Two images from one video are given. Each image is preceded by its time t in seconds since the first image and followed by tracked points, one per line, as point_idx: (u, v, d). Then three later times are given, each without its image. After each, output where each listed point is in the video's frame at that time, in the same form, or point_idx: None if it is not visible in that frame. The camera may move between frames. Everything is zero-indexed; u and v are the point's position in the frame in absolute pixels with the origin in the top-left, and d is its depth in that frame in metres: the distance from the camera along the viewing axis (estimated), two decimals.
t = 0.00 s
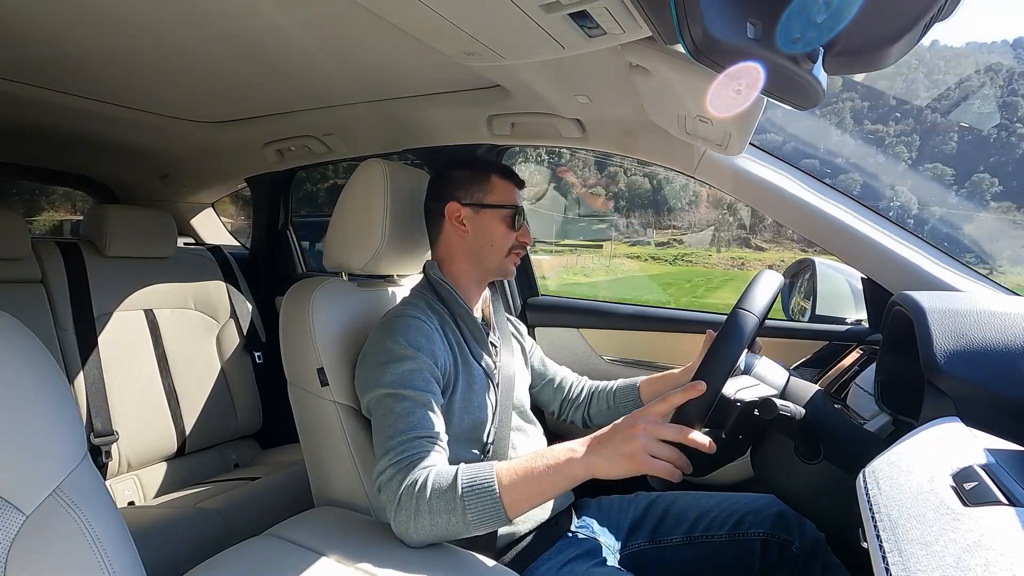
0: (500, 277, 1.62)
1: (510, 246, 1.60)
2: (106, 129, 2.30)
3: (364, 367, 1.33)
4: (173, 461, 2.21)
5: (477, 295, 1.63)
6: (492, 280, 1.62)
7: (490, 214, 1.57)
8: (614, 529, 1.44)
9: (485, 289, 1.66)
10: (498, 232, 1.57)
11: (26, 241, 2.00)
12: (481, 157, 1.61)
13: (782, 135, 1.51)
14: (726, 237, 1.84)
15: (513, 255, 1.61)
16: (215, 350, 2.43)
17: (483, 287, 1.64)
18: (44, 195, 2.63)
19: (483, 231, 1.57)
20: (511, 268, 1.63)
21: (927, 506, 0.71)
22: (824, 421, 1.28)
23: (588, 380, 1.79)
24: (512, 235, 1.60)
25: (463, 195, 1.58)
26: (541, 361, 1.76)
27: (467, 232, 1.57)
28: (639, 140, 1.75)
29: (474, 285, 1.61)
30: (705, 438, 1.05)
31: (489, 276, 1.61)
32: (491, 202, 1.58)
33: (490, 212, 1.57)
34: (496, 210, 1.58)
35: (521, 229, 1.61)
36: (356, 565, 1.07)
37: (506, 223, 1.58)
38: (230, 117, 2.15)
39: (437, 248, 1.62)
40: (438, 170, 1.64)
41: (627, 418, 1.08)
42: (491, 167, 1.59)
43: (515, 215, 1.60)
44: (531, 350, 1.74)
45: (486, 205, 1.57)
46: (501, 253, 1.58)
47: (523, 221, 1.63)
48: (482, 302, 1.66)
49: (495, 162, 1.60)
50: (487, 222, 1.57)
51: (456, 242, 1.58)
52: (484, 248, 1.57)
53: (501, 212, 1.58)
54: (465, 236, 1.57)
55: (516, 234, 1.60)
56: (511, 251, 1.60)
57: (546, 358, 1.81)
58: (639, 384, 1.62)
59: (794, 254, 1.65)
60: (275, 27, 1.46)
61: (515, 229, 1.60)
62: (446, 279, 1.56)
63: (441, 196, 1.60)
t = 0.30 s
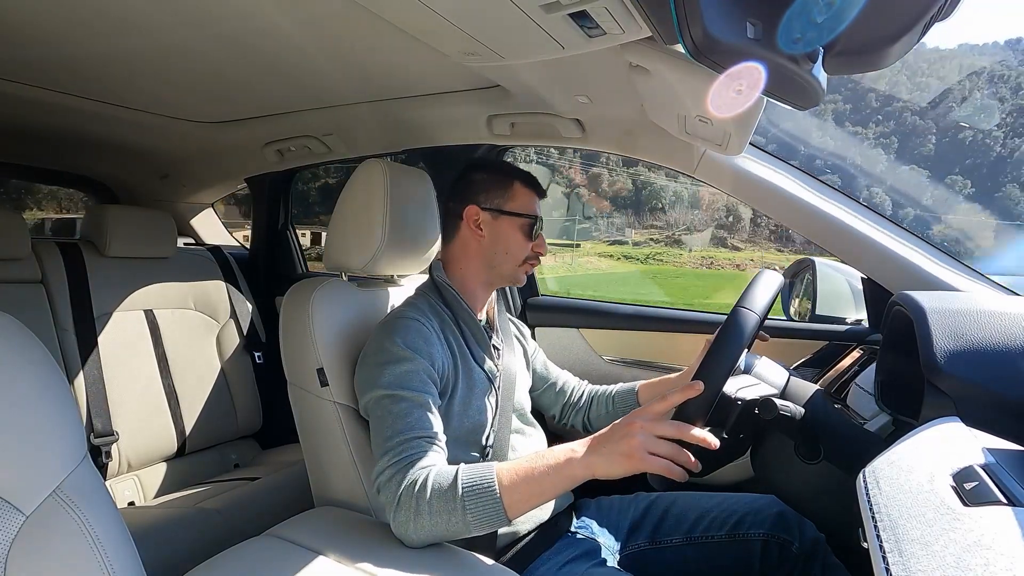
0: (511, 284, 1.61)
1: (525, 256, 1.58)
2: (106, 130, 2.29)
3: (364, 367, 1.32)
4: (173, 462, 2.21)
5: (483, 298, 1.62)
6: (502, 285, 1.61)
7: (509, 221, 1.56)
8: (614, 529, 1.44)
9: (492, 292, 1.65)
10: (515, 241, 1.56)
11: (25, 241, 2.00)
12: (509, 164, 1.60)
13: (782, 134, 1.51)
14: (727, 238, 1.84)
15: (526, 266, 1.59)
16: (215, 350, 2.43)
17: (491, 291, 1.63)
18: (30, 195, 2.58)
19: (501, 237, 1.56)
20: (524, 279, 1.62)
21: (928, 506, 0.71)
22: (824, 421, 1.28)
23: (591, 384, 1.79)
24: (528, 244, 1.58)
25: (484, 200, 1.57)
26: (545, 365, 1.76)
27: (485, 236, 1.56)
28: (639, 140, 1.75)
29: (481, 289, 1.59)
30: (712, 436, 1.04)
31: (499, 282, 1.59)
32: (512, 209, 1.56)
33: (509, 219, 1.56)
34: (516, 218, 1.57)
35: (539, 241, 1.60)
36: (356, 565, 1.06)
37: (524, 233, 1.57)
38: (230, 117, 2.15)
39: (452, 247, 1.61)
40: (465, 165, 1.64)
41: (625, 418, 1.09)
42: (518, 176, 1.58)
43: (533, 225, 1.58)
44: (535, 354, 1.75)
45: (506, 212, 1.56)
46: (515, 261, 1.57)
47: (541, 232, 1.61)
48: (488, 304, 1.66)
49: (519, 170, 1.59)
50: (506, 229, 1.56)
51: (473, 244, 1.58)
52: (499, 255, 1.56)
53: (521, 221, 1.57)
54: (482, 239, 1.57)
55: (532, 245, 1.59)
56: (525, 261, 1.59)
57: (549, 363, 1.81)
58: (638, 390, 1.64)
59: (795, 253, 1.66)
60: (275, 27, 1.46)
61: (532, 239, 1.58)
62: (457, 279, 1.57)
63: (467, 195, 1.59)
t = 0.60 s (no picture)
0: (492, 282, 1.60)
1: (492, 252, 1.56)
2: (106, 130, 2.30)
3: (363, 367, 1.32)
4: (173, 462, 2.21)
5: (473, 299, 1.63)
6: (485, 286, 1.60)
7: (469, 218, 1.55)
8: (614, 529, 1.44)
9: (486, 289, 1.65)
10: (476, 237, 1.55)
11: (25, 242, 2.00)
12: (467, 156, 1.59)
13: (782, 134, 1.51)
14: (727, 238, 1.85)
15: (496, 261, 1.56)
16: (215, 350, 2.43)
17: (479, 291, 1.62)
18: (17, 195, 2.55)
19: (461, 237, 1.56)
20: (501, 275, 1.58)
21: (928, 506, 0.71)
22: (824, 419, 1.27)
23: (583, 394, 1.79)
24: (493, 239, 1.55)
25: (442, 202, 1.58)
26: (546, 372, 1.76)
27: (447, 237, 1.58)
28: (638, 140, 1.74)
29: (465, 291, 1.59)
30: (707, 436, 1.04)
31: (476, 282, 1.58)
32: (470, 206, 1.56)
33: (467, 217, 1.55)
34: (475, 214, 1.55)
35: (507, 233, 1.56)
36: (356, 565, 1.06)
37: (484, 227, 1.55)
38: (229, 117, 2.15)
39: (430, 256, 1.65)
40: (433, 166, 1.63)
41: (625, 421, 1.09)
42: (474, 168, 1.57)
43: (494, 216, 1.55)
44: (536, 360, 1.74)
45: (462, 210, 1.56)
46: (480, 259, 1.55)
47: (510, 223, 1.57)
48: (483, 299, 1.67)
49: (475, 161, 1.56)
50: (466, 227, 1.55)
51: (441, 248, 1.60)
52: (465, 255, 1.56)
53: (480, 216, 1.55)
54: (446, 241, 1.58)
55: (498, 238, 1.56)
56: (493, 257, 1.56)
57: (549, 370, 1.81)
58: (625, 406, 1.63)
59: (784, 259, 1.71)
60: (275, 27, 1.46)
61: (496, 233, 1.55)
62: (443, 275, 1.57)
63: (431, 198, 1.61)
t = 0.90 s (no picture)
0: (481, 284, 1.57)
1: (473, 253, 1.53)
2: (106, 130, 2.29)
3: (361, 366, 1.32)
4: (173, 462, 2.21)
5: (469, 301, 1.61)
6: (476, 288, 1.58)
7: (449, 220, 1.53)
8: (614, 529, 1.45)
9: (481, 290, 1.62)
10: (457, 239, 1.53)
11: (25, 242, 2.00)
12: (449, 155, 1.56)
13: (781, 135, 1.51)
14: (726, 237, 1.86)
15: (479, 263, 1.53)
16: (215, 350, 2.43)
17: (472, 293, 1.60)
18: (6, 195, 2.52)
19: (443, 240, 1.54)
20: (485, 276, 1.54)
21: (927, 506, 0.71)
22: (825, 417, 1.25)
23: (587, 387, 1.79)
24: (473, 240, 1.52)
25: (425, 205, 1.57)
26: (546, 362, 1.76)
27: (431, 241, 1.57)
28: (638, 141, 1.74)
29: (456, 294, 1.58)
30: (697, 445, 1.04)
31: (464, 285, 1.56)
32: (449, 208, 1.53)
33: (447, 219, 1.53)
34: (454, 215, 1.53)
35: (487, 233, 1.53)
36: (356, 565, 1.06)
37: (463, 229, 1.52)
38: (229, 117, 2.15)
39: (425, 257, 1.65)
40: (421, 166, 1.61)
41: (626, 427, 1.09)
42: (452, 168, 1.54)
43: (472, 217, 1.52)
44: (536, 352, 1.75)
45: (441, 212, 1.54)
46: (461, 261, 1.53)
47: (491, 223, 1.54)
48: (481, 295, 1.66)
49: (454, 161, 1.54)
50: (446, 229, 1.53)
51: (429, 251, 1.59)
52: (448, 258, 1.54)
53: (460, 218, 1.53)
54: (431, 244, 1.57)
55: (479, 239, 1.52)
56: (475, 258, 1.52)
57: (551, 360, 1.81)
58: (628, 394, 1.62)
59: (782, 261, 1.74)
60: (275, 27, 1.46)
61: (475, 234, 1.52)
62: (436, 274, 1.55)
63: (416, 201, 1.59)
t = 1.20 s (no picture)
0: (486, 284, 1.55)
1: (478, 250, 1.52)
2: (106, 130, 2.29)
3: (356, 372, 1.32)
4: (173, 462, 2.21)
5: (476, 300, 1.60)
6: (481, 288, 1.57)
7: (453, 219, 1.53)
8: (614, 528, 1.44)
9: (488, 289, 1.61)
10: (461, 238, 1.52)
11: (26, 242, 2.00)
12: (453, 155, 1.55)
13: (782, 134, 1.51)
14: (726, 237, 1.86)
15: (483, 261, 1.52)
16: (215, 351, 2.43)
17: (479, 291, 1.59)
18: None
19: (447, 239, 1.54)
20: (490, 274, 1.53)
21: (928, 506, 0.71)
22: (826, 417, 1.26)
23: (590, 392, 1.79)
24: (478, 238, 1.52)
25: (430, 204, 1.57)
26: (547, 365, 1.75)
27: (436, 241, 1.57)
28: (638, 141, 1.74)
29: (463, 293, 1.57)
30: (696, 450, 1.04)
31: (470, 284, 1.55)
32: (452, 207, 1.53)
33: (451, 218, 1.53)
34: (457, 214, 1.52)
35: (491, 230, 1.52)
36: (357, 566, 1.07)
37: (467, 227, 1.52)
38: (229, 117, 2.15)
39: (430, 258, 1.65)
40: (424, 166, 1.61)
41: (629, 421, 1.06)
42: (455, 168, 1.54)
43: (476, 215, 1.51)
44: (538, 353, 1.75)
45: (445, 211, 1.54)
46: (466, 259, 1.52)
47: (495, 221, 1.53)
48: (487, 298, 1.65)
49: (457, 160, 1.53)
50: (450, 228, 1.53)
51: (434, 251, 1.59)
52: (453, 256, 1.54)
53: (463, 216, 1.52)
54: (436, 244, 1.57)
55: (483, 236, 1.52)
56: (479, 256, 1.52)
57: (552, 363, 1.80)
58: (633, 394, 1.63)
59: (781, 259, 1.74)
60: (275, 28, 1.46)
61: (480, 231, 1.52)
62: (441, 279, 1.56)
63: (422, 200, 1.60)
